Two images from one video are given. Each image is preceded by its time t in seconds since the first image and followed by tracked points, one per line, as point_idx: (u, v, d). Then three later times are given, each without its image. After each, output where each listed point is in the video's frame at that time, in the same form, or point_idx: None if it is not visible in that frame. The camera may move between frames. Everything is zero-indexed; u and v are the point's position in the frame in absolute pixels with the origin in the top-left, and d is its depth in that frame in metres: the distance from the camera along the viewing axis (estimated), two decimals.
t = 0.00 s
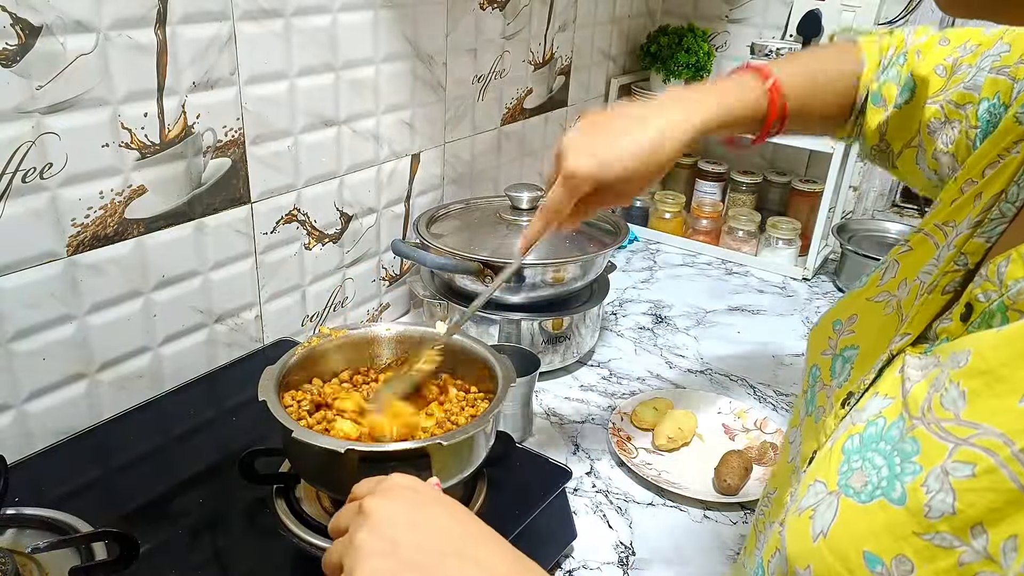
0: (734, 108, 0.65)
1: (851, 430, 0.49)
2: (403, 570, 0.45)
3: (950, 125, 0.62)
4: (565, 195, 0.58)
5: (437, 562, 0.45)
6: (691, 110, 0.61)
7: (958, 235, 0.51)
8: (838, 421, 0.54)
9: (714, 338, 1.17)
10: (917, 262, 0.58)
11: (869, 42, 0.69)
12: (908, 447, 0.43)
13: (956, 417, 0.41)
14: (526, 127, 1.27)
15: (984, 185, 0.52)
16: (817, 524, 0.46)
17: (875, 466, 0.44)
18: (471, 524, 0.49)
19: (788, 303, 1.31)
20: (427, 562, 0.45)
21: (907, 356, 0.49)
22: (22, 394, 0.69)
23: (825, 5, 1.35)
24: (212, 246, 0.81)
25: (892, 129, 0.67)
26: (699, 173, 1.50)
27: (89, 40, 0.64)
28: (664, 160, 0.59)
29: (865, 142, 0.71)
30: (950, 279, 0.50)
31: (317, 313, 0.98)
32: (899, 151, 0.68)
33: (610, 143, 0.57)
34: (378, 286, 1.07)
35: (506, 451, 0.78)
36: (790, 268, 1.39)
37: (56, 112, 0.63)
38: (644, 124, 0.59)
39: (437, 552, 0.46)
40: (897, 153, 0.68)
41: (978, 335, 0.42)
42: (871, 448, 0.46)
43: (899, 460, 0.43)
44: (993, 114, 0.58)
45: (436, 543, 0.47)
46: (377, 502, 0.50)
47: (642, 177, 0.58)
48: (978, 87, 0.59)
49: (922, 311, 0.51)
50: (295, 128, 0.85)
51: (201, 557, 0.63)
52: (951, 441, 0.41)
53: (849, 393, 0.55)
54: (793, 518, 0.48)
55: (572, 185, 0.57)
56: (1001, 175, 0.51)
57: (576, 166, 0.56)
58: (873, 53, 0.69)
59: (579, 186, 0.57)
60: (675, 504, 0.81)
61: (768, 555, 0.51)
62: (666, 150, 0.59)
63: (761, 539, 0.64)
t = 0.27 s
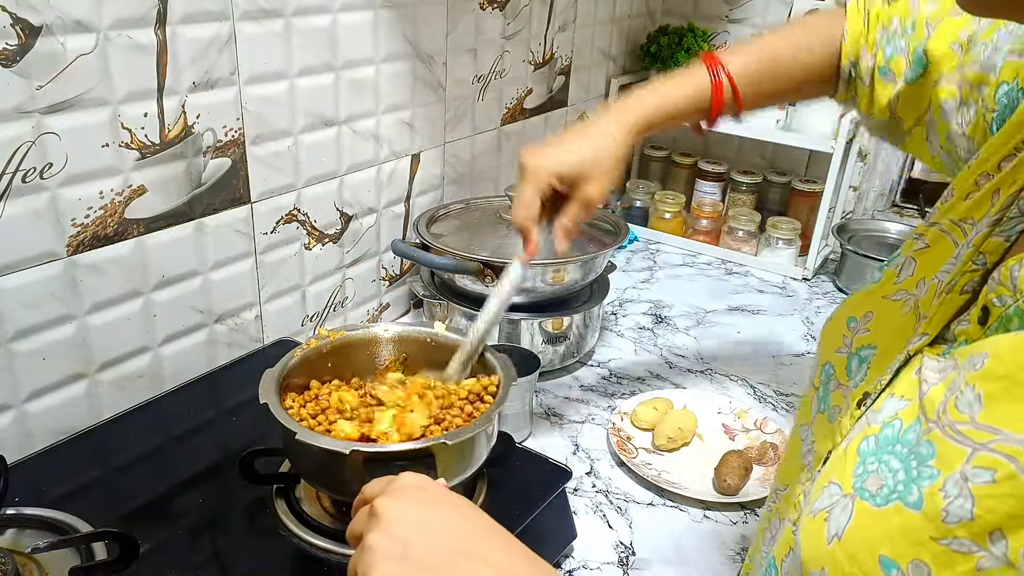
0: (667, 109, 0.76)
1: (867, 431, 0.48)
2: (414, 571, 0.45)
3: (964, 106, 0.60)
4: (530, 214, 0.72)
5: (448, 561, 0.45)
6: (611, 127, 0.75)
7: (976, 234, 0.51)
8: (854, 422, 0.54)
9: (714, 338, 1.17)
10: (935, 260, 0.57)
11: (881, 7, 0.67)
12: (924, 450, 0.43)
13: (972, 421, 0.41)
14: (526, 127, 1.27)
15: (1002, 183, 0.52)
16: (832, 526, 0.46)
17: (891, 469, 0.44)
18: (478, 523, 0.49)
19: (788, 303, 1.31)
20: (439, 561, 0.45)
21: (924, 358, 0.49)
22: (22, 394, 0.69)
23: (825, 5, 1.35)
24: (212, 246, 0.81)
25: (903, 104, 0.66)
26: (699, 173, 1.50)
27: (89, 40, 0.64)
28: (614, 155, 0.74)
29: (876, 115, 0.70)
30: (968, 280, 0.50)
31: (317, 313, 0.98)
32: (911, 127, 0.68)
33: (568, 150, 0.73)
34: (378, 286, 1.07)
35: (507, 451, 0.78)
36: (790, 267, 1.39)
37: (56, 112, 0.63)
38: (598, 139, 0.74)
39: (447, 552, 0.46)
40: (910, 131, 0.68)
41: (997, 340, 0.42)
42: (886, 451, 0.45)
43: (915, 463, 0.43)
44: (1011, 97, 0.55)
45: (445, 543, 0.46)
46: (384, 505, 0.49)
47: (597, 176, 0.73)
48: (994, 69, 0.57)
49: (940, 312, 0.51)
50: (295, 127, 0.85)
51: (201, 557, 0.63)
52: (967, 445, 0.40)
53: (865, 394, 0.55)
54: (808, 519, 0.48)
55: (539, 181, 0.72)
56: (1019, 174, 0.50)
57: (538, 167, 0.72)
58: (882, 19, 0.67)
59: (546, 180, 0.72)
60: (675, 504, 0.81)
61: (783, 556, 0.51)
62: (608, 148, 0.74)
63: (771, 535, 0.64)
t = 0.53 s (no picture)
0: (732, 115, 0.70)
1: (861, 427, 0.48)
2: (413, 571, 0.45)
3: (969, 142, 0.62)
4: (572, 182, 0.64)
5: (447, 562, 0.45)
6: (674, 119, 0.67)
7: (970, 234, 0.51)
8: (848, 419, 0.54)
9: (714, 338, 1.17)
10: (931, 264, 0.58)
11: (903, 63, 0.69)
12: (915, 442, 0.43)
13: (961, 411, 0.41)
14: (526, 127, 1.27)
15: (997, 188, 0.52)
16: (824, 519, 0.46)
17: (883, 462, 0.44)
18: (480, 524, 0.49)
19: (788, 303, 1.31)
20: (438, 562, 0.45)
21: (916, 353, 0.49)
22: (22, 394, 0.69)
23: (825, 5, 1.35)
24: (212, 246, 0.81)
25: (923, 146, 0.67)
26: (699, 173, 1.50)
27: (89, 40, 0.64)
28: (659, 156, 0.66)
29: (893, 161, 0.71)
30: (962, 279, 0.50)
31: (316, 313, 0.98)
32: (929, 172, 0.68)
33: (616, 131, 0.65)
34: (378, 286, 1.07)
35: (507, 451, 0.78)
36: (790, 267, 1.39)
37: (56, 112, 0.63)
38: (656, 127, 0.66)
39: (447, 553, 0.46)
40: (928, 173, 0.69)
41: (985, 332, 0.42)
42: (879, 445, 0.46)
43: (906, 455, 0.43)
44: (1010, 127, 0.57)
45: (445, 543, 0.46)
46: (386, 505, 0.50)
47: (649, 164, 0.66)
48: (997, 103, 0.59)
49: (934, 310, 0.51)
50: (295, 127, 0.85)
51: (201, 557, 0.63)
52: (957, 436, 0.40)
53: (860, 392, 0.55)
54: (801, 513, 0.48)
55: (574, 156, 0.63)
56: (1013, 175, 0.50)
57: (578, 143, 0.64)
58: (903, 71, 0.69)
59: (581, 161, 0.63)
60: (675, 504, 0.81)
61: (777, 551, 0.51)
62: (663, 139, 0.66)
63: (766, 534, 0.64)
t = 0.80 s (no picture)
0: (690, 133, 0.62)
1: (855, 434, 0.48)
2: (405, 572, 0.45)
3: (943, 132, 0.60)
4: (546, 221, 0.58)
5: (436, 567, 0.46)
6: (633, 146, 0.60)
7: (963, 237, 0.51)
8: (842, 425, 0.54)
9: (714, 338, 1.17)
10: (920, 265, 0.58)
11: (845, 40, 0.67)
12: (911, 452, 0.43)
13: (959, 421, 0.41)
14: (526, 127, 1.27)
15: (985, 188, 0.52)
16: (821, 529, 0.46)
17: (879, 471, 0.44)
18: (471, 526, 0.49)
19: (788, 303, 1.31)
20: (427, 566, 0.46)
21: (911, 359, 0.49)
22: (22, 394, 0.69)
23: (825, 5, 1.35)
24: (212, 246, 0.81)
25: (884, 133, 0.65)
26: (699, 173, 1.50)
27: (89, 40, 0.64)
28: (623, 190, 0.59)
29: (852, 146, 0.69)
30: (955, 283, 0.50)
31: (316, 313, 0.98)
32: (888, 157, 0.67)
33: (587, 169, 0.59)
34: (378, 286, 1.07)
35: (507, 451, 0.78)
36: (790, 267, 1.39)
37: (56, 112, 0.63)
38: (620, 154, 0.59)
39: (439, 555, 0.46)
40: (887, 158, 0.67)
41: (981, 339, 0.42)
42: (875, 453, 0.45)
43: (903, 465, 0.43)
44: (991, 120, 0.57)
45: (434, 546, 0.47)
46: (378, 506, 0.50)
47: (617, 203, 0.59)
48: (973, 93, 0.58)
49: (927, 315, 0.51)
50: (295, 127, 0.85)
51: (201, 557, 0.63)
52: (955, 446, 0.40)
53: (854, 397, 0.55)
54: (797, 523, 0.48)
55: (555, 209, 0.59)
56: (1003, 176, 0.50)
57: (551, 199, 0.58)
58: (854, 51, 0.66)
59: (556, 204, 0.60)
60: (675, 504, 0.81)
61: (774, 558, 0.52)
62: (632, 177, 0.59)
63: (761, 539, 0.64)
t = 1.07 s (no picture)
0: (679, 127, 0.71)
1: (863, 434, 0.48)
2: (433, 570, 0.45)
3: (957, 117, 0.56)
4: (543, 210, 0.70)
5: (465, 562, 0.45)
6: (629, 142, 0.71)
7: (971, 234, 0.51)
8: (849, 423, 0.54)
9: (714, 338, 1.17)
10: (928, 262, 0.57)
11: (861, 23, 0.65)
12: (921, 453, 0.43)
13: (968, 423, 0.41)
14: (526, 127, 1.27)
15: (995, 185, 0.50)
16: (829, 530, 0.46)
17: (888, 472, 0.44)
18: (499, 522, 0.49)
19: (788, 303, 1.31)
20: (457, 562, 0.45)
21: (920, 359, 0.49)
22: (22, 394, 0.69)
23: (825, 6, 1.35)
24: (212, 246, 0.81)
25: (905, 117, 0.62)
26: (699, 173, 1.50)
27: (89, 40, 0.64)
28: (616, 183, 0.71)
29: (875, 126, 0.66)
30: (963, 281, 0.50)
31: (316, 313, 0.98)
32: (911, 140, 0.63)
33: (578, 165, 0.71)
34: (378, 286, 1.07)
35: (507, 451, 0.78)
36: (790, 267, 1.39)
37: (56, 112, 0.63)
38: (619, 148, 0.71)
39: (466, 551, 0.46)
40: (909, 140, 0.64)
41: (991, 340, 0.42)
42: (884, 453, 0.45)
43: (913, 466, 0.43)
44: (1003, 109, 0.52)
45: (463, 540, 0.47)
46: (406, 503, 0.49)
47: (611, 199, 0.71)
48: (988, 79, 0.53)
49: (934, 313, 0.51)
50: (295, 127, 0.85)
51: (201, 557, 0.63)
52: (965, 448, 0.40)
53: (861, 395, 0.55)
54: (805, 523, 0.48)
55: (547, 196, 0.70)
56: (1010, 174, 0.49)
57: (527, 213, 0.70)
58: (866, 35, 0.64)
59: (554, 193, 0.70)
60: (675, 504, 0.81)
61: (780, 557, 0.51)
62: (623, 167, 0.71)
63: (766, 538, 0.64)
